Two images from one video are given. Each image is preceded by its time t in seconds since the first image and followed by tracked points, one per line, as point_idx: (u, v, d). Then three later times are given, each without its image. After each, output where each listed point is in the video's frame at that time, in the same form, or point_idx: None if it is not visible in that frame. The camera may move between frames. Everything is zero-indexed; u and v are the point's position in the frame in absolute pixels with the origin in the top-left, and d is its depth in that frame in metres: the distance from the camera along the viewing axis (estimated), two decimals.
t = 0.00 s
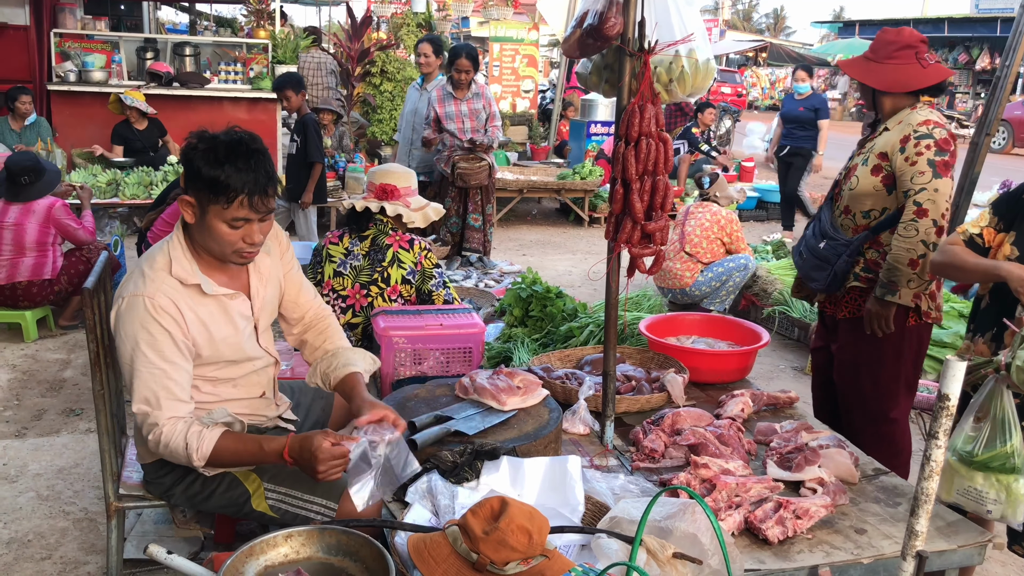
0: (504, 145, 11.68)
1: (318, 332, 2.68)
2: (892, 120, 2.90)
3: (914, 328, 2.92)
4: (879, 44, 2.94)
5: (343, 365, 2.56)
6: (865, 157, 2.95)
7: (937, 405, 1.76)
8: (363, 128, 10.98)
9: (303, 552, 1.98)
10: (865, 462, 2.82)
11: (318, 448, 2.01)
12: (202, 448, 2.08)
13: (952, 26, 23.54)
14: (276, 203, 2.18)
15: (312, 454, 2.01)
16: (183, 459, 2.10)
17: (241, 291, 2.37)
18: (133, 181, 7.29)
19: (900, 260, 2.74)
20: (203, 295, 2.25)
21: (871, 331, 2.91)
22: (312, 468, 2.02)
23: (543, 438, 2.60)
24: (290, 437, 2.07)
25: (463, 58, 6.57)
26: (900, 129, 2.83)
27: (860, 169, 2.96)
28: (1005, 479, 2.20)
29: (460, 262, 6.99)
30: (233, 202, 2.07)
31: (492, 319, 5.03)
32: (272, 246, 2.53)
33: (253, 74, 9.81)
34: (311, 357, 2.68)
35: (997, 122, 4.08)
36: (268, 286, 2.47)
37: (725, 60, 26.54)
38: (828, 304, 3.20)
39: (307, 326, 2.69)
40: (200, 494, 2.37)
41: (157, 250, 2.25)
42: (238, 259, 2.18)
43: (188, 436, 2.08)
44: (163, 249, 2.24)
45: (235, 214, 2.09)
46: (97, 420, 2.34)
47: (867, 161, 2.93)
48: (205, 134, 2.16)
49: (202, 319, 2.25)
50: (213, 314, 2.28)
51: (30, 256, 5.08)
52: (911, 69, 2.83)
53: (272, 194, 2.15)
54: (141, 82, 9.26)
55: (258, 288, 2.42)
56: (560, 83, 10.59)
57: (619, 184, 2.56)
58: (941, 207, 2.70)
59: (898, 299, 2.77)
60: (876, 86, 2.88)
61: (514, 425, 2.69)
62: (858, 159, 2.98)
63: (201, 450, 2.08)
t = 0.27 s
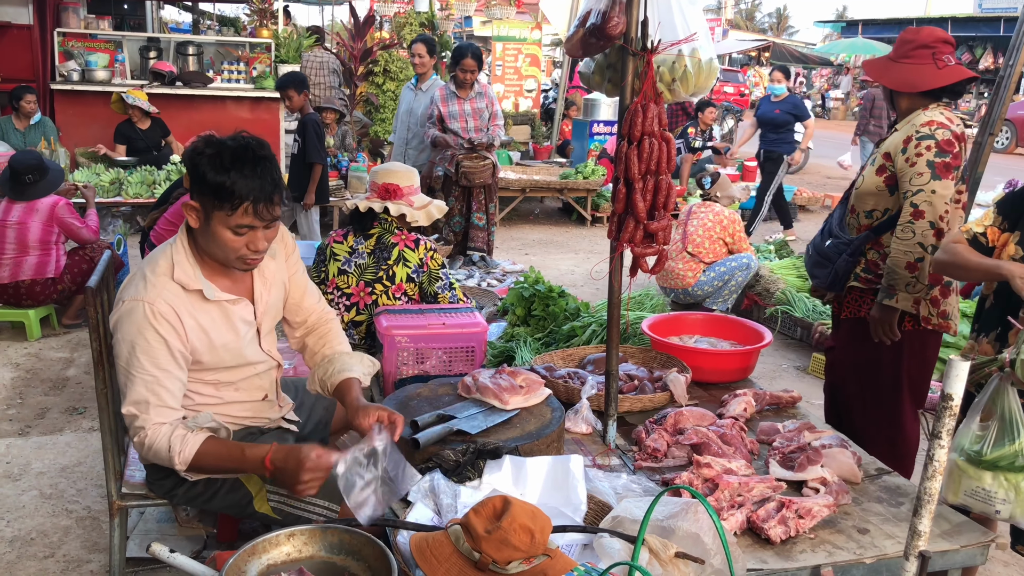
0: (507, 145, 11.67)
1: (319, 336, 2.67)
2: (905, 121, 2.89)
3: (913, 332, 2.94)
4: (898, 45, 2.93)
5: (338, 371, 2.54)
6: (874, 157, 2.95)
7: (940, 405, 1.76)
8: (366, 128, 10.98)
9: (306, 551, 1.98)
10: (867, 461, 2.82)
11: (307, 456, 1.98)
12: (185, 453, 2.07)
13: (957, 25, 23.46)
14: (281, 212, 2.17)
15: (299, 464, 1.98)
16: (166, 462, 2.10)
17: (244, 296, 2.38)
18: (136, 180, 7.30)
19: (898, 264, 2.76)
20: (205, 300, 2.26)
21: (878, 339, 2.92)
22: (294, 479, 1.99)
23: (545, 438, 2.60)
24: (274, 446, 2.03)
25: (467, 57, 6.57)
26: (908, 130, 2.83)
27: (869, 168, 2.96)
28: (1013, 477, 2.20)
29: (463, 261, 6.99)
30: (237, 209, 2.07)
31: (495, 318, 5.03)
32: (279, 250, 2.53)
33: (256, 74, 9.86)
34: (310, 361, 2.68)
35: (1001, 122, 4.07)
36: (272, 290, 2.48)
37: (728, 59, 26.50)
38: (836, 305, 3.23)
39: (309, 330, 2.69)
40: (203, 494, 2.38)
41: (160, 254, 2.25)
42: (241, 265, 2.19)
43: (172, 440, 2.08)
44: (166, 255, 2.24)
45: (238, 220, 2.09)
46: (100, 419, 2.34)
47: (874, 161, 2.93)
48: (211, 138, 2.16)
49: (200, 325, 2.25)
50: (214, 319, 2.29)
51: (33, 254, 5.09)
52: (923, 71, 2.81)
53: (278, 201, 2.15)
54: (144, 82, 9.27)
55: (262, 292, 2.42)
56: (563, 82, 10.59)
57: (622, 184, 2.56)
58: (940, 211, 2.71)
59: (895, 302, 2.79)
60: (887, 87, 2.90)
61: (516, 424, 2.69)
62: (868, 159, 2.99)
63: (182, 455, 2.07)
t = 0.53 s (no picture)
0: (509, 144, 11.66)
1: (320, 340, 2.65)
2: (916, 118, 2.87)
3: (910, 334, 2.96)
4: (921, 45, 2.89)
5: (331, 378, 2.52)
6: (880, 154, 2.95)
7: (944, 405, 1.75)
8: (368, 126, 10.98)
9: (306, 550, 1.98)
10: (870, 461, 2.81)
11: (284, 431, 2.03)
12: (167, 441, 2.09)
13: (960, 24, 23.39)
14: (272, 213, 2.14)
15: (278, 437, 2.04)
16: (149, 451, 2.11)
17: (244, 298, 2.36)
18: (138, 179, 7.30)
19: (888, 262, 2.78)
20: (203, 300, 2.25)
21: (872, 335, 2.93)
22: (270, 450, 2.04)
23: (547, 437, 2.60)
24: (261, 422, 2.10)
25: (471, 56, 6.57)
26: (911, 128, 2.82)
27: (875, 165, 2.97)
28: (1018, 477, 2.20)
29: (464, 260, 6.98)
30: (225, 210, 2.05)
31: (497, 317, 5.02)
32: (283, 253, 2.52)
33: (258, 72, 9.86)
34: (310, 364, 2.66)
35: (1004, 121, 4.05)
36: (276, 292, 2.46)
37: (731, 58, 26.45)
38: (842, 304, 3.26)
39: (311, 332, 2.67)
40: (203, 495, 2.39)
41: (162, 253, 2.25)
42: (234, 267, 2.17)
43: (154, 427, 2.10)
44: (167, 253, 2.24)
45: (226, 221, 2.07)
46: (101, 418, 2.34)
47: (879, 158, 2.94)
48: (210, 136, 2.15)
49: (197, 325, 2.25)
50: (213, 319, 2.28)
51: (35, 253, 5.09)
52: (937, 71, 2.79)
53: (268, 203, 2.12)
54: (146, 81, 9.28)
55: (264, 295, 2.41)
56: (565, 81, 10.58)
57: (625, 182, 2.56)
58: (934, 211, 2.70)
59: (883, 301, 2.81)
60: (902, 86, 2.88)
61: (518, 424, 2.69)
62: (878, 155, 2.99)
63: (164, 442, 2.09)
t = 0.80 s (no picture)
0: (510, 142, 11.65)
1: (319, 334, 2.65)
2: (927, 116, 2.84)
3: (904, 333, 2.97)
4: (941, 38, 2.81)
5: (322, 371, 2.52)
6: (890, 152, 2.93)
7: (946, 403, 1.75)
8: (370, 125, 10.98)
9: (308, 548, 1.98)
10: (872, 460, 2.81)
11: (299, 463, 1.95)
12: (200, 452, 2.07)
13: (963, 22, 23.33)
14: (274, 209, 2.14)
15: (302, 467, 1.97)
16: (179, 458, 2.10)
17: (250, 297, 2.36)
18: (140, 177, 7.30)
19: (883, 261, 2.81)
20: (210, 300, 2.26)
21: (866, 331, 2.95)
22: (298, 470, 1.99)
23: (549, 435, 2.59)
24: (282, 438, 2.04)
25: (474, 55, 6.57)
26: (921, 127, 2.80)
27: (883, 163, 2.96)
28: (1019, 476, 2.19)
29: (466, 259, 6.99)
30: (225, 208, 2.05)
31: (499, 316, 5.02)
32: (287, 251, 2.52)
33: (260, 71, 9.86)
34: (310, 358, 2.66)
35: (1007, 118, 4.04)
36: (281, 290, 2.46)
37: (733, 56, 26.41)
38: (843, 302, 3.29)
39: (310, 328, 2.68)
40: (206, 494, 2.39)
41: (165, 254, 2.26)
42: (239, 266, 2.17)
43: (185, 439, 2.08)
44: (171, 254, 2.25)
45: (227, 219, 2.07)
46: (104, 417, 2.35)
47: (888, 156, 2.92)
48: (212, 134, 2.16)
49: (209, 325, 2.26)
50: (221, 320, 2.29)
51: (38, 252, 5.10)
52: (967, 72, 2.72)
53: (269, 198, 2.11)
54: (148, 79, 9.28)
55: (269, 293, 2.41)
56: (567, 80, 10.57)
57: (626, 181, 2.55)
58: (937, 213, 2.71)
59: (876, 299, 2.85)
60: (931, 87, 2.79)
61: (520, 422, 2.69)
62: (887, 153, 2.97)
63: (195, 452, 2.07)
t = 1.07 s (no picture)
0: (512, 141, 11.65)
1: (325, 329, 2.67)
2: (938, 117, 2.83)
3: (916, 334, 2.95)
4: (966, 37, 2.72)
5: (337, 362, 2.55)
6: (902, 152, 2.91)
7: (949, 402, 1.75)
8: (371, 124, 10.99)
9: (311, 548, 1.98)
10: (874, 459, 2.81)
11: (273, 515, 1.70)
12: (200, 447, 1.84)
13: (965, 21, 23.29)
14: (288, 205, 2.13)
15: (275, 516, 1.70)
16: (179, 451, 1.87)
17: (260, 294, 2.37)
18: (142, 176, 7.30)
19: (905, 263, 2.78)
20: (222, 297, 2.24)
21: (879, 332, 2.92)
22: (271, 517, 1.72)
23: (551, 434, 2.60)
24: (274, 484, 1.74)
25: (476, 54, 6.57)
26: (937, 127, 2.78)
27: (893, 163, 2.94)
28: None
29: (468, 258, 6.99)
30: (239, 204, 2.04)
31: (501, 315, 5.02)
32: (294, 250, 2.54)
33: (261, 70, 9.87)
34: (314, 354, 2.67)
35: (1010, 117, 4.03)
36: (288, 288, 2.47)
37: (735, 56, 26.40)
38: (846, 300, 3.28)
39: (315, 323, 2.68)
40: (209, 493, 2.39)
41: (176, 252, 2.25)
42: (250, 262, 2.16)
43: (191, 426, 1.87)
44: (182, 251, 2.23)
45: (241, 215, 2.06)
46: (107, 416, 2.35)
47: (901, 156, 2.90)
48: (222, 134, 2.15)
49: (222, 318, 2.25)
50: (233, 315, 2.27)
51: (40, 252, 5.11)
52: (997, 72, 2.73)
53: (283, 194, 2.11)
54: (150, 79, 9.29)
55: (278, 292, 2.41)
56: (568, 79, 10.57)
57: (628, 180, 2.55)
58: (957, 216, 2.70)
59: (896, 301, 2.81)
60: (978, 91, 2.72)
61: (522, 420, 2.69)
62: (896, 153, 2.96)
63: (195, 444, 1.84)
